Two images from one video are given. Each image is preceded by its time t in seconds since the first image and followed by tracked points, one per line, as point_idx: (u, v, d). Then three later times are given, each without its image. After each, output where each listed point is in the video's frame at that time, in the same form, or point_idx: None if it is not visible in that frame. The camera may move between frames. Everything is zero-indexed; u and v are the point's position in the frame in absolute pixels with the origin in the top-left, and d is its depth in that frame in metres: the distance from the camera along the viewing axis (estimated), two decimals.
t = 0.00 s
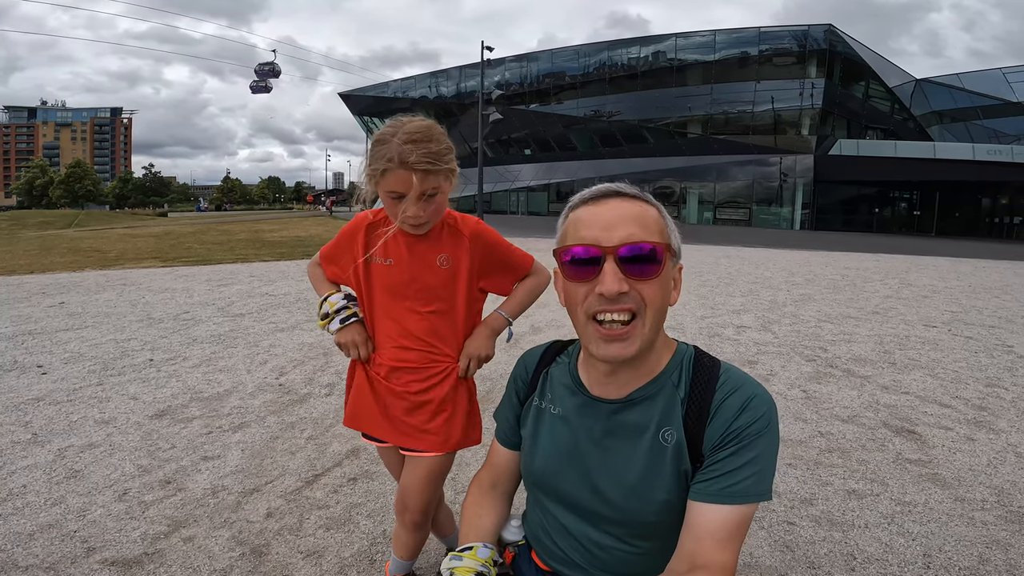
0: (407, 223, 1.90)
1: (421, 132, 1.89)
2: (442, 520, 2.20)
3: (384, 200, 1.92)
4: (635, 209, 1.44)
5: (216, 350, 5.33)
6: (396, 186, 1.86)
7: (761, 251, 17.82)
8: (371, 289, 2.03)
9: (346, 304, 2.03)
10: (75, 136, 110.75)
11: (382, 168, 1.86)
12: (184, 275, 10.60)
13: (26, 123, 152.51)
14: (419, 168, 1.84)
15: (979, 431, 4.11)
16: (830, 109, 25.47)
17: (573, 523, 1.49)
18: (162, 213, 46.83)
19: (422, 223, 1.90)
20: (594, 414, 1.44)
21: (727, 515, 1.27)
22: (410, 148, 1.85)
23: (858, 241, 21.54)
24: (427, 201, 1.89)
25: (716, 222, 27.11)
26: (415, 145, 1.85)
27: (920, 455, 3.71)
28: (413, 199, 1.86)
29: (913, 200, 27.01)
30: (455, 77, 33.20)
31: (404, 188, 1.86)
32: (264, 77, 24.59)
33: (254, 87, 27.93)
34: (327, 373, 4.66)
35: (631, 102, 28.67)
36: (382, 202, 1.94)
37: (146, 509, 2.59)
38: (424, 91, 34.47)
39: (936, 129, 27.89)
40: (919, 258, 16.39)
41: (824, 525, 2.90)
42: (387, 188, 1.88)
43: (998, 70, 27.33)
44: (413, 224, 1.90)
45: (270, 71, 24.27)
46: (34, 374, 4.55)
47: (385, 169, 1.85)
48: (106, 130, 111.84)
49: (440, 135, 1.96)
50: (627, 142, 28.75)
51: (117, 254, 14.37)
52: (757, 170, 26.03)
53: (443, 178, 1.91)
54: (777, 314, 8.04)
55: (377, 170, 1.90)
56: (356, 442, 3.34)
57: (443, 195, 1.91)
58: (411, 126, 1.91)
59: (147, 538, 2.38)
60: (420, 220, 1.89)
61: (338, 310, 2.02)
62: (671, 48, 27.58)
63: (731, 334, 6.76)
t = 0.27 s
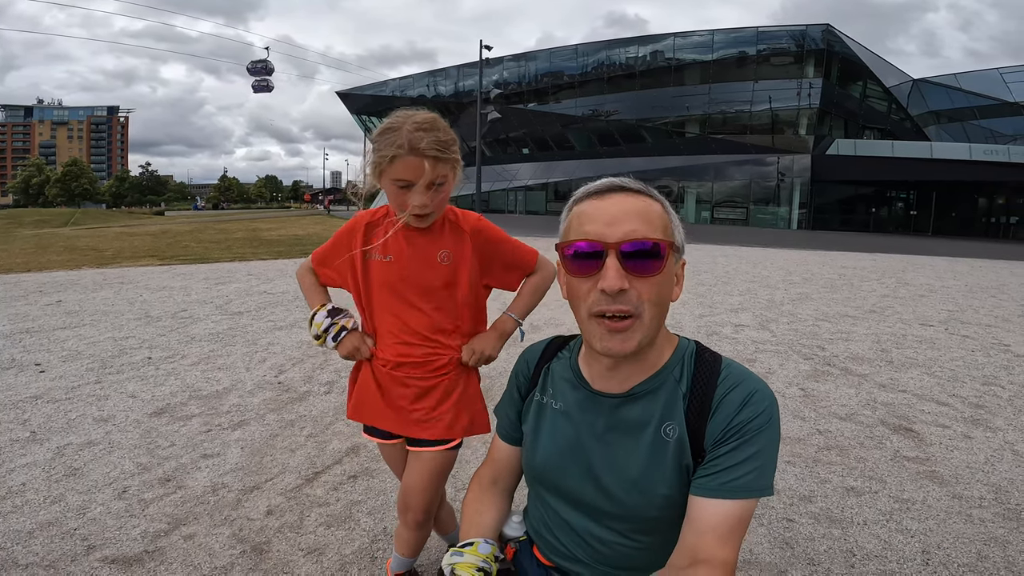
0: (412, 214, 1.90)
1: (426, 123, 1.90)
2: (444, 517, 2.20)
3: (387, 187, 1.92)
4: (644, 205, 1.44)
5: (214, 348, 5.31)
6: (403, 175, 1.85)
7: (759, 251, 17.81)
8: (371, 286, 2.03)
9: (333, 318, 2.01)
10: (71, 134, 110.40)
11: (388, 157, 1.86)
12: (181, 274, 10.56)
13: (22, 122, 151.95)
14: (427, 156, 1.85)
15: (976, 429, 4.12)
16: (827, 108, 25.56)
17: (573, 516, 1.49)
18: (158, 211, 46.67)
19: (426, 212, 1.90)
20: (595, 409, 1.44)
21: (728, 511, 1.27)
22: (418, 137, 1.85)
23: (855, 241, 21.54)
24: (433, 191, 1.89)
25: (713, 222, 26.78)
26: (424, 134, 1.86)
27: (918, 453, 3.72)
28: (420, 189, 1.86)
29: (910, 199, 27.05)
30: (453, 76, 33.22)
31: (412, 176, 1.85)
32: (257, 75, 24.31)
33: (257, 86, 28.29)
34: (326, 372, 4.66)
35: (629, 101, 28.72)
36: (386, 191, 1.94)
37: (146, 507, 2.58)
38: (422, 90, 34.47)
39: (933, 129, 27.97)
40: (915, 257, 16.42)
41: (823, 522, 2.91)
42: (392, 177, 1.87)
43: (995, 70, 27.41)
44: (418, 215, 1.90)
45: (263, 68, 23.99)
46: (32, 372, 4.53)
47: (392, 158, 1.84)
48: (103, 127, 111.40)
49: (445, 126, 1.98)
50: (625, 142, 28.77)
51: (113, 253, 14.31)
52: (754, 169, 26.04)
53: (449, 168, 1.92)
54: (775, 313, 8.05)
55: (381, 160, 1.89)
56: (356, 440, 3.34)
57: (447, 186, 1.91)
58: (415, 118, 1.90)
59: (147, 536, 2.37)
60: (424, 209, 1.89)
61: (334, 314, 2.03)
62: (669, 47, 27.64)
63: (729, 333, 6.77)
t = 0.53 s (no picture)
0: (421, 200, 1.92)
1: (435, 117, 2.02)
2: (443, 520, 2.19)
3: (396, 170, 1.93)
4: (644, 213, 1.42)
5: (210, 349, 5.29)
6: (418, 155, 1.91)
7: (756, 251, 17.81)
8: (364, 288, 2.00)
9: (327, 323, 2.02)
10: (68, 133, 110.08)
11: (404, 138, 1.91)
12: (178, 273, 10.53)
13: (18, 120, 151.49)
14: (441, 140, 1.96)
15: (974, 430, 4.13)
16: (825, 108, 25.62)
17: (573, 521, 1.49)
18: (155, 211, 46.50)
19: (434, 200, 1.93)
20: (596, 414, 1.43)
21: (731, 517, 1.27)
22: (432, 124, 1.97)
23: (852, 241, 21.56)
24: (442, 177, 1.95)
25: (710, 222, 26.65)
26: (438, 122, 1.98)
27: (916, 454, 3.72)
28: (433, 171, 1.91)
29: (906, 200, 27.11)
30: (451, 75, 33.24)
31: (426, 158, 1.92)
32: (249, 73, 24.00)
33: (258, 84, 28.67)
34: (323, 372, 4.64)
35: (627, 101, 28.76)
36: (392, 178, 1.94)
37: (142, 510, 2.56)
38: (420, 90, 34.46)
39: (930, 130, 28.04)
40: (912, 258, 16.44)
41: (822, 524, 2.91)
42: (405, 158, 1.91)
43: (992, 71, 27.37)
44: (427, 199, 1.92)
45: (256, 66, 23.72)
46: (27, 373, 4.50)
47: (408, 137, 1.90)
48: (99, 126, 110.98)
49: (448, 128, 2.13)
50: (623, 142, 28.78)
51: (108, 252, 14.24)
52: (751, 169, 26.06)
53: (456, 159, 2.02)
54: (773, 313, 8.06)
55: (393, 144, 1.93)
56: (354, 442, 3.32)
57: (454, 174, 2.00)
58: (425, 111, 2.02)
59: (143, 538, 2.35)
60: (435, 195, 1.93)
61: (326, 318, 2.04)
62: (667, 47, 27.70)
63: (727, 334, 6.77)
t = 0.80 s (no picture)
0: (421, 187, 1.91)
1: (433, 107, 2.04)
2: (442, 520, 2.18)
3: (394, 155, 1.92)
4: (648, 210, 1.42)
5: (207, 348, 5.27)
6: (418, 142, 1.91)
7: (753, 250, 17.84)
8: (363, 288, 1.99)
9: (328, 325, 1.99)
10: (64, 132, 109.79)
11: (404, 124, 1.91)
12: (174, 272, 10.50)
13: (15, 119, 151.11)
14: (441, 128, 1.97)
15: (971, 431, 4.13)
16: (822, 108, 25.67)
17: (574, 520, 1.48)
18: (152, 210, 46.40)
19: (433, 185, 1.93)
20: (598, 415, 1.43)
21: (732, 518, 1.26)
22: (431, 112, 1.98)
23: (849, 241, 21.60)
24: (442, 165, 1.96)
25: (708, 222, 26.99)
26: (436, 111, 2.00)
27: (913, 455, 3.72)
28: (433, 158, 1.91)
29: (903, 200, 27.19)
30: (449, 75, 33.25)
31: (425, 145, 1.92)
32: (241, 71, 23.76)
33: (258, 84, 28.90)
34: (321, 372, 4.63)
35: (625, 101, 28.80)
36: (391, 166, 1.93)
37: (139, 510, 2.55)
38: (418, 89, 34.45)
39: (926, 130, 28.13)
40: (908, 258, 16.48)
41: (820, 524, 2.91)
42: (405, 145, 1.91)
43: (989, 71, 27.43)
44: (427, 185, 1.93)
45: (248, 64, 23.47)
46: (22, 372, 4.48)
47: (409, 123, 1.90)
48: (96, 125, 110.59)
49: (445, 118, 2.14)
50: (621, 142, 28.80)
51: (105, 252, 14.19)
52: (749, 169, 26.10)
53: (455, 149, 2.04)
54: (770, 313, 8.07)
55: (392, 132, 1.93)
56: (351, 441, 3.31)
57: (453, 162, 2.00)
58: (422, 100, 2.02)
59: (139, 539, 2.34)
60: (435, 181, 1.93)
61: (330, 320, 2.01)
62: (665, 47, 27.74)
63: (724, 334, 6.77)
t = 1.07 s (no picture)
0: (425, 183, 1.93)
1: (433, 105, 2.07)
2: (439, 518, 2.18)
3: (399, 151, 1.93)
4: (647, 207, 1.43)
5: (204, 347, 5.26)
6: (423, 139, 1.94)
7: (750, 250, 17.88)
8: (365, 286, 1.96)
9: (341, 333, 1.94)
10: (60, 131, 109.42)
11: (410, 121, 1.93)
12: (171, 271, 10.48)
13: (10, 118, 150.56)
14: (443, 126, 2.01)
15: (965, 429, 4.15)
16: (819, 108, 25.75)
17: (571, 517, 1.48)
18: (148, 209, 46.26)
19: (437, 182, 1.96)
20: (596, 411, 1.43)
21: (729, 514, 1.27)
22: (433, 112, 2.02)
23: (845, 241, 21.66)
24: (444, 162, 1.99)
25: (705, 222, 26.97)
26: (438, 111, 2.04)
27: (909, 453, 3.74)
28: (437, 155, 1.95)
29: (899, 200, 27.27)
30: (447, 74, 33.25)
31: (430, 142, 1.95)
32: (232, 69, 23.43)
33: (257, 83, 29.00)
34: (318, 370, 4.63)
35: (623, 100, 28.84)
36: (394, 161, 1.94)
37: (135, 508, 2.54)
38: (416, 88, 34.42)
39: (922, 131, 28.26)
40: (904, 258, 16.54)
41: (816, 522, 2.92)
42: (410, 142, 1.93)
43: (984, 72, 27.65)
44: (430, 181, 1.95)
45: (240, 62, 23.14)
46: (18, 371, 4.47)
47: (414, 120, 1.93)
48: (92, 123, 110.20)
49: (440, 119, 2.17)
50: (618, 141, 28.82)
51: (101, 250, 14.14)
52: (746, 169, 26.15)
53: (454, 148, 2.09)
54: (766, 313, 8.09)
55: (397, 127, 1.94)
56: (348, 440, 3.31)
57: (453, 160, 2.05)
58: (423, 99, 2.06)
59: (136, 537, 2.34)
60: (438, 177, 1.96)
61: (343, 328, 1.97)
62: (663, 47, 27.79)
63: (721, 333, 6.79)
